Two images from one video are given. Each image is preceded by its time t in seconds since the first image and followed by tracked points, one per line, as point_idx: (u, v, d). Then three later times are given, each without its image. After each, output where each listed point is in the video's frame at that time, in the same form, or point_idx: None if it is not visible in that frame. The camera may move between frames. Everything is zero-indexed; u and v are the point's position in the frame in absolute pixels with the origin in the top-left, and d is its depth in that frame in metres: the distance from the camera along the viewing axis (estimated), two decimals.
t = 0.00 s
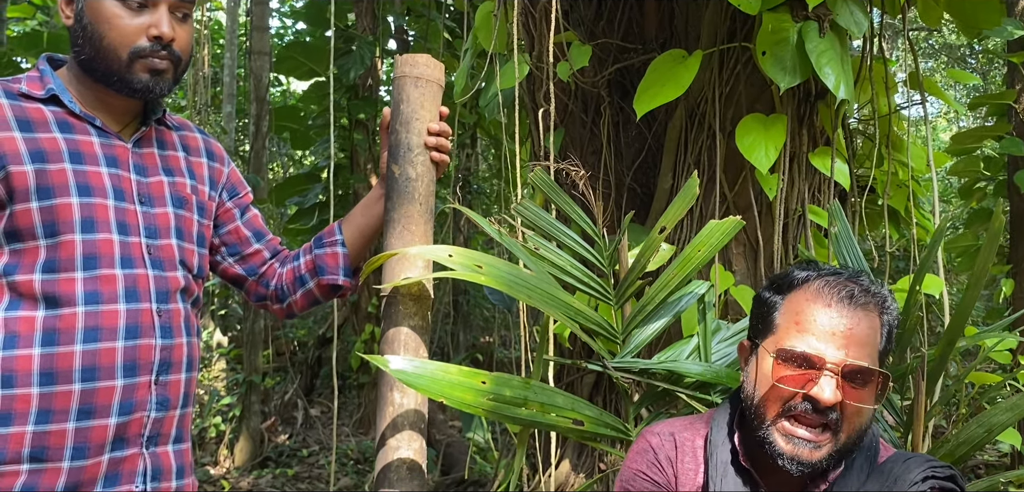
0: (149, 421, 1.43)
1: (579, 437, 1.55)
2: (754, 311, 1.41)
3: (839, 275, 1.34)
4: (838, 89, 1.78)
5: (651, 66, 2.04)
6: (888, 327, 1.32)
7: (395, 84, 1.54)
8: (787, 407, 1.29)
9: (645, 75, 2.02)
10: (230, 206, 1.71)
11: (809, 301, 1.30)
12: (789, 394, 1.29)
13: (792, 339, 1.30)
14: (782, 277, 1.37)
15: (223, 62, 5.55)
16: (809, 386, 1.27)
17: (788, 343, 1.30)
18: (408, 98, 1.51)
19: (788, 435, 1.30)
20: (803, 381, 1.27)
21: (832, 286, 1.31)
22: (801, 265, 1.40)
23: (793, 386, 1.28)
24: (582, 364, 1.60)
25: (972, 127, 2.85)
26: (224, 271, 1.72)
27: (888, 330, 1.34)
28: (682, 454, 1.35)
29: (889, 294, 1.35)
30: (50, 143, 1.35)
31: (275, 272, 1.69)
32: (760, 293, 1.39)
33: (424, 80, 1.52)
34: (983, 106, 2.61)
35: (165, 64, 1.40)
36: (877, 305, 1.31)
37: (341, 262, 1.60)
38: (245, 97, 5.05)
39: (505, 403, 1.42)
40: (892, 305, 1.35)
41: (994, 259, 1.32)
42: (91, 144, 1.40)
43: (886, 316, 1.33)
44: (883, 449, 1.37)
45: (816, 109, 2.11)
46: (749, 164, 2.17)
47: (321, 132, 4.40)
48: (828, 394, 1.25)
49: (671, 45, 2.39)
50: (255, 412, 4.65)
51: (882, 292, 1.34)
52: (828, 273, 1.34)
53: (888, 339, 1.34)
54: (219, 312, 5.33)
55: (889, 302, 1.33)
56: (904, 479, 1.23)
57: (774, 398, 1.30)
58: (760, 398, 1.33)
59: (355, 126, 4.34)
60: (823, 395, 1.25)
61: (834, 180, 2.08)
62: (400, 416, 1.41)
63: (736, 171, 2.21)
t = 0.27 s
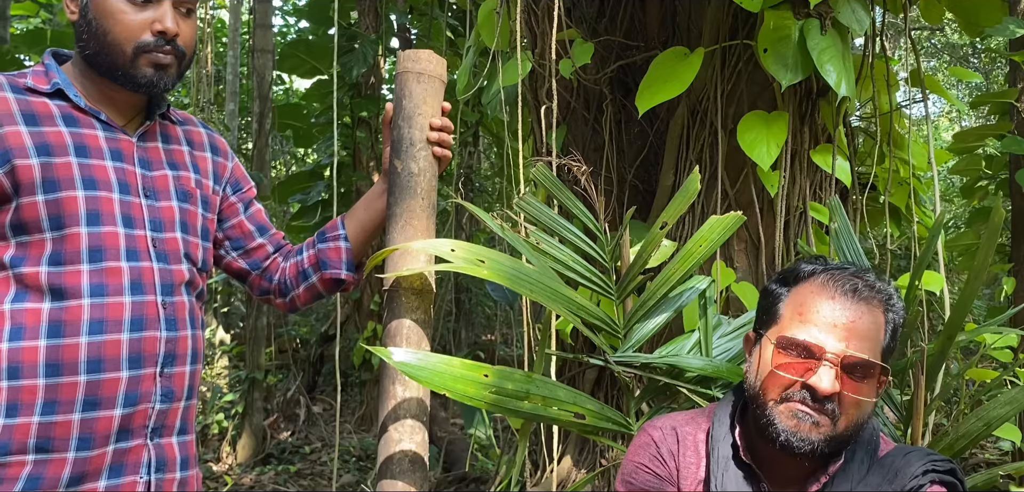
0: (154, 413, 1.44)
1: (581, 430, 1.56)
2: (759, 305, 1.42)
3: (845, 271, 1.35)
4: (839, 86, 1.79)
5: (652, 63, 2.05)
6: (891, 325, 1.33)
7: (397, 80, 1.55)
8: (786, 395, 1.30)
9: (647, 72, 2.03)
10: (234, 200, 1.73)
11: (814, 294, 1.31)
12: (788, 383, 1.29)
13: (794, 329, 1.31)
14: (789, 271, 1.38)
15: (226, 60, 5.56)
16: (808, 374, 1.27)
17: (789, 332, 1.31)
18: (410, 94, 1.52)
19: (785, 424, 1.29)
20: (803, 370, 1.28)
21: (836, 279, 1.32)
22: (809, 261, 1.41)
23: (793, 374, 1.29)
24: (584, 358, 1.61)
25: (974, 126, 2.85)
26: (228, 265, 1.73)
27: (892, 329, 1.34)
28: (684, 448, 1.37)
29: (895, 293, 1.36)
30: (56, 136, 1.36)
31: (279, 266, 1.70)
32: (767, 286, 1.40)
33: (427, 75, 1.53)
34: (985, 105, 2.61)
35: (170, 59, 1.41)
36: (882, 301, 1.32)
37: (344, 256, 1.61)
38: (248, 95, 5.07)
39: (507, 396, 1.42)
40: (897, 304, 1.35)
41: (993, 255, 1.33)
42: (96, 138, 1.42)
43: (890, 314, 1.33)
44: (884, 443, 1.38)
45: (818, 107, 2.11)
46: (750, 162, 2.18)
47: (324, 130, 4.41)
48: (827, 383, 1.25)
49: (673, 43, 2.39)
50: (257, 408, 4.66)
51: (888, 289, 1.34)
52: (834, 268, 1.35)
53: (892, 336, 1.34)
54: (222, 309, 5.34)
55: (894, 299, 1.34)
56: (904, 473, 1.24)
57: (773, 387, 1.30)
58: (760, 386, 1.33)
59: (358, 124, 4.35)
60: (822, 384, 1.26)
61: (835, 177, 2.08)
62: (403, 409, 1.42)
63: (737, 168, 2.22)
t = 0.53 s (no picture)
0: (157, 407, 1.45)
1: (580, 426, 1.58)
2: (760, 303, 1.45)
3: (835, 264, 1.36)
4: (838, 85, 1.80)
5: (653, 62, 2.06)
6: (871, 317, 1.29)
7: (398, 78, 1.56)
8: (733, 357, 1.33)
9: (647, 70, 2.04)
10: (236, 197, 1.74)
11: (786, 276, 1.36)
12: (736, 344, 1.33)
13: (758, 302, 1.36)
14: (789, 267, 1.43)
15: (229, 59, 5.58)
16: (752, 336, 1.31)
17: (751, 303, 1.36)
18: (411, 91, 1.54)
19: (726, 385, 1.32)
20: (749, 332, 1.32)
21: (813, 264, 1.35)
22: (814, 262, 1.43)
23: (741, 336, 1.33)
24: (582, 354, 1.62)
25: (973, 125, 2.86)
26: (230, 261, 1.74)
27: (874, 322, 1.29)
28: (683, 441, 1.38)
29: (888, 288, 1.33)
30: (60, 133, 1.38)
31: (280, 262, 1.71)
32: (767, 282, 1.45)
33: (427, 73, 1.54)
34: (985, 105, 2.62)
35: (173, 57, 1.42)
36: (867, 291, 1.31)
37: (345, 253, 1.62)
38: (250, 94, 5.08)
39: (507, 390, 1.44)
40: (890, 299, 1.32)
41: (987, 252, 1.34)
42: (100, 135, 1.43)
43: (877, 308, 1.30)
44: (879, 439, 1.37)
45: (817, 105, 2.13)
46: (750, 160, 2.19)
47: (326, 129, 4.42)
48: (764, 344, 1.28)
49: (673, 42, 2.40)
50: (259, 406, 4.68)
51: (878, 283, 1.33)
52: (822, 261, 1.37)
53: (893, 336, 1.31)
54: (224, 307, 5.35)
55: (884, 294, 1.31)
56: (899, 468, 1.25)
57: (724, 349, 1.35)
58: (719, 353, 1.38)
59: (359, 123, 4.36)
60: (760, 344, 1.29)
61: (834, 175, 2.10)
62: (403, 404, 1.43)
63: (737, 166, 2.22)
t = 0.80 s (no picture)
0: (158, 404, 1.46)
1: (577, 423, 1.59)
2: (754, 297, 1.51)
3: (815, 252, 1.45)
4: (834, 86, 1.81)
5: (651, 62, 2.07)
6: (839, 291, 1.36)
7: (397, 78, 1.57)
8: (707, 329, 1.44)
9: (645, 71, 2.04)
10: (236, 196, 1.75)
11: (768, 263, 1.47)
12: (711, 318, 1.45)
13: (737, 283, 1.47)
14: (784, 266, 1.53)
15: (229, 59, 5.59)
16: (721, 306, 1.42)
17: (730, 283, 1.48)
18: (410, 91, 1.55)
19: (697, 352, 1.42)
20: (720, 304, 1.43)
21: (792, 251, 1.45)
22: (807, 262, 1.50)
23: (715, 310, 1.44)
24: (579, 352, 1.62)
25: (971, 126, 2.87)
26: (230, 260, 1.75)
27: (843, 296, 1.36)
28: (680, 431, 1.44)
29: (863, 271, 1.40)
30: (63, 132, 1.39)
31: (280, 261, 1.72)
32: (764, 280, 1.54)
33: (426, 73, 1.55)
34: (982, 106, 2.63)
35: (175, 57, 1.44)
36: (836, 270, 1.39)
37: (345, 252, 1.63)
38: (250, 94, 5.09)
39: (504, 387, 1.45)
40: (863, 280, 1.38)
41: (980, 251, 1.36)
42: (102, 135, 1.44)
43: (846, 284, 1.37)
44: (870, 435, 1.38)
45: (813, 106, 2.14)
46: (747, 160, 2.20)
47: (326, 129, 4.43)
48: (728, 310, 1.39)
49: (671, 42, 2.42)
50: (259, 406, 4.69)
51: (850, 263, 1.40)
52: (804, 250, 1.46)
53: (860, 311, 1.36)
54: (224, 307, 5.36)
55: (854, 272, 1.39)
56: (887, 462, 1.26)
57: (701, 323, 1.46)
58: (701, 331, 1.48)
59: (360, 123, 4.37)
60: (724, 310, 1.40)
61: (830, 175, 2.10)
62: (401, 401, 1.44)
63: (734, 165, 2.23)
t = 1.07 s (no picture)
0: (157, 402, 1.47)
1: (572, 422, 1.60)
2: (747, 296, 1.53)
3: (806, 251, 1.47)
4: (829, 87, 1.83)
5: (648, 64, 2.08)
6: (829, 286, 1.38)
7: (395, 79, 1.58)
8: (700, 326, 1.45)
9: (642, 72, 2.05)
10: (235, 197, 1.76)
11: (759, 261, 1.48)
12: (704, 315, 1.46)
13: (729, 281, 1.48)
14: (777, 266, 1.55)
15: (229, 60, 5.59)
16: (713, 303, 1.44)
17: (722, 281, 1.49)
18: (407, 92, 1.56)
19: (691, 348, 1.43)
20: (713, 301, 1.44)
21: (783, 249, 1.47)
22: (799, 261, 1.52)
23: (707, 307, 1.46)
24: (574, 352, 1.63)
25: (967, 126, 2.88)
26: (229, 260, 1.76)
27: (833, 292, 1.38)
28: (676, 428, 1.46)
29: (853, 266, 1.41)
30: (62, 134, 1.40)
31: (279, 261, 1.73)
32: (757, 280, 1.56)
33: (423, 74, 1.56)
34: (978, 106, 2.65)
35: (173, 59, 1.45)
36: (826, 267, 1.41)
37: (343, 252, 1.65)
38: (249, 95, 5.09)
39: (500, 386, 1.46)
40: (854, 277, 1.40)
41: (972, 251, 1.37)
42: (101, 135, 1.45)
43: (837, 281, 1.39)
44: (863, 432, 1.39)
45: (809, 107, 2.15)
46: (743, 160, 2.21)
47: (325, 129, 4.44)
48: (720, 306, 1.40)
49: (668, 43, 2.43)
50: (258, 406, 4.71)
51: (840, 259, 1.42)
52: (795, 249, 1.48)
53: (851, 306, 1.38)
54: (224, 307, 5.37)
55: (844, 268, 1.40)
56: (879, 459, 1.27)
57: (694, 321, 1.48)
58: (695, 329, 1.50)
59: (359, 124, 4.38)
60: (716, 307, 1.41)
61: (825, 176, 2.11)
62: (399, 399, 1.45)
63: (731, 165, 2.25)
